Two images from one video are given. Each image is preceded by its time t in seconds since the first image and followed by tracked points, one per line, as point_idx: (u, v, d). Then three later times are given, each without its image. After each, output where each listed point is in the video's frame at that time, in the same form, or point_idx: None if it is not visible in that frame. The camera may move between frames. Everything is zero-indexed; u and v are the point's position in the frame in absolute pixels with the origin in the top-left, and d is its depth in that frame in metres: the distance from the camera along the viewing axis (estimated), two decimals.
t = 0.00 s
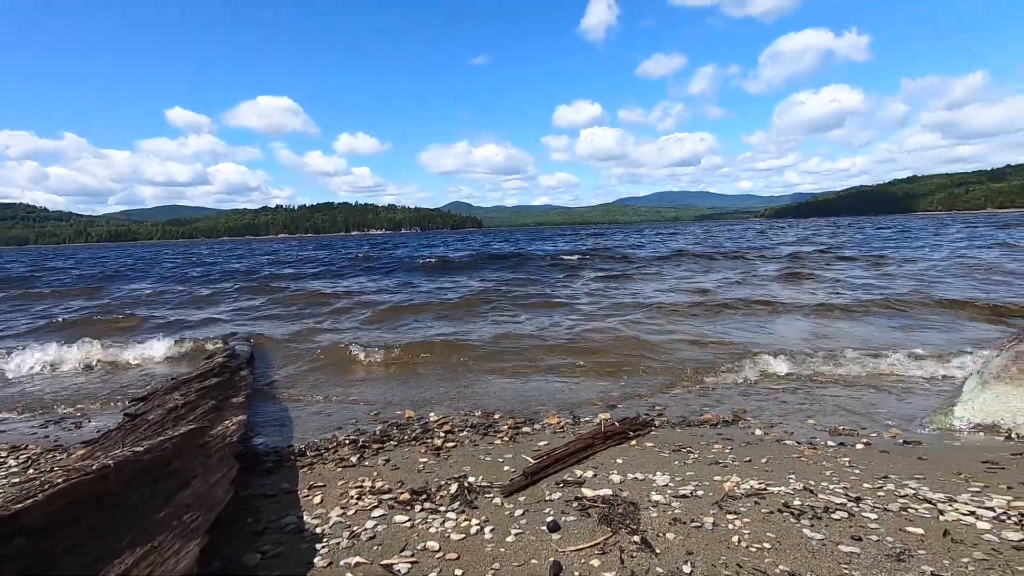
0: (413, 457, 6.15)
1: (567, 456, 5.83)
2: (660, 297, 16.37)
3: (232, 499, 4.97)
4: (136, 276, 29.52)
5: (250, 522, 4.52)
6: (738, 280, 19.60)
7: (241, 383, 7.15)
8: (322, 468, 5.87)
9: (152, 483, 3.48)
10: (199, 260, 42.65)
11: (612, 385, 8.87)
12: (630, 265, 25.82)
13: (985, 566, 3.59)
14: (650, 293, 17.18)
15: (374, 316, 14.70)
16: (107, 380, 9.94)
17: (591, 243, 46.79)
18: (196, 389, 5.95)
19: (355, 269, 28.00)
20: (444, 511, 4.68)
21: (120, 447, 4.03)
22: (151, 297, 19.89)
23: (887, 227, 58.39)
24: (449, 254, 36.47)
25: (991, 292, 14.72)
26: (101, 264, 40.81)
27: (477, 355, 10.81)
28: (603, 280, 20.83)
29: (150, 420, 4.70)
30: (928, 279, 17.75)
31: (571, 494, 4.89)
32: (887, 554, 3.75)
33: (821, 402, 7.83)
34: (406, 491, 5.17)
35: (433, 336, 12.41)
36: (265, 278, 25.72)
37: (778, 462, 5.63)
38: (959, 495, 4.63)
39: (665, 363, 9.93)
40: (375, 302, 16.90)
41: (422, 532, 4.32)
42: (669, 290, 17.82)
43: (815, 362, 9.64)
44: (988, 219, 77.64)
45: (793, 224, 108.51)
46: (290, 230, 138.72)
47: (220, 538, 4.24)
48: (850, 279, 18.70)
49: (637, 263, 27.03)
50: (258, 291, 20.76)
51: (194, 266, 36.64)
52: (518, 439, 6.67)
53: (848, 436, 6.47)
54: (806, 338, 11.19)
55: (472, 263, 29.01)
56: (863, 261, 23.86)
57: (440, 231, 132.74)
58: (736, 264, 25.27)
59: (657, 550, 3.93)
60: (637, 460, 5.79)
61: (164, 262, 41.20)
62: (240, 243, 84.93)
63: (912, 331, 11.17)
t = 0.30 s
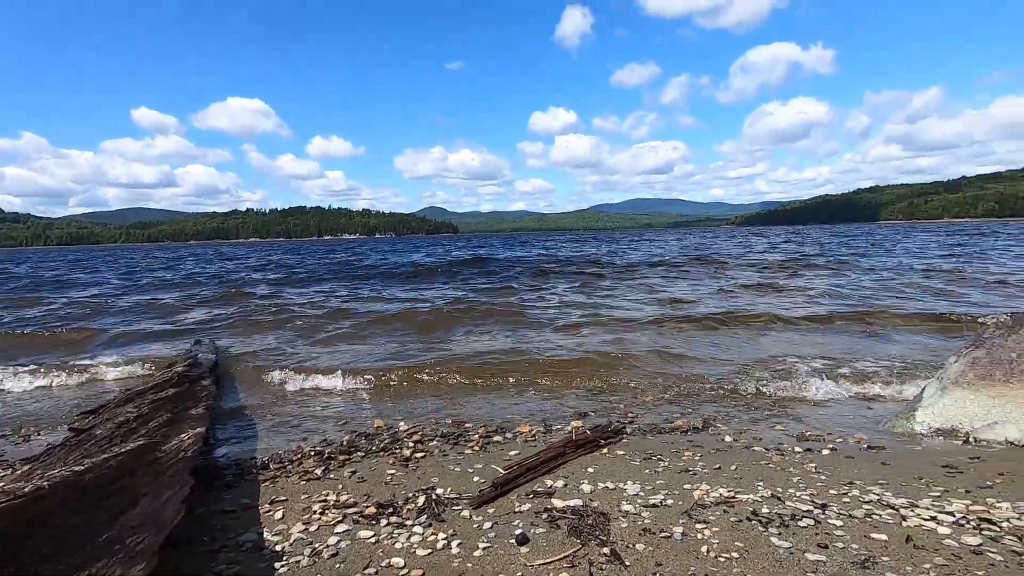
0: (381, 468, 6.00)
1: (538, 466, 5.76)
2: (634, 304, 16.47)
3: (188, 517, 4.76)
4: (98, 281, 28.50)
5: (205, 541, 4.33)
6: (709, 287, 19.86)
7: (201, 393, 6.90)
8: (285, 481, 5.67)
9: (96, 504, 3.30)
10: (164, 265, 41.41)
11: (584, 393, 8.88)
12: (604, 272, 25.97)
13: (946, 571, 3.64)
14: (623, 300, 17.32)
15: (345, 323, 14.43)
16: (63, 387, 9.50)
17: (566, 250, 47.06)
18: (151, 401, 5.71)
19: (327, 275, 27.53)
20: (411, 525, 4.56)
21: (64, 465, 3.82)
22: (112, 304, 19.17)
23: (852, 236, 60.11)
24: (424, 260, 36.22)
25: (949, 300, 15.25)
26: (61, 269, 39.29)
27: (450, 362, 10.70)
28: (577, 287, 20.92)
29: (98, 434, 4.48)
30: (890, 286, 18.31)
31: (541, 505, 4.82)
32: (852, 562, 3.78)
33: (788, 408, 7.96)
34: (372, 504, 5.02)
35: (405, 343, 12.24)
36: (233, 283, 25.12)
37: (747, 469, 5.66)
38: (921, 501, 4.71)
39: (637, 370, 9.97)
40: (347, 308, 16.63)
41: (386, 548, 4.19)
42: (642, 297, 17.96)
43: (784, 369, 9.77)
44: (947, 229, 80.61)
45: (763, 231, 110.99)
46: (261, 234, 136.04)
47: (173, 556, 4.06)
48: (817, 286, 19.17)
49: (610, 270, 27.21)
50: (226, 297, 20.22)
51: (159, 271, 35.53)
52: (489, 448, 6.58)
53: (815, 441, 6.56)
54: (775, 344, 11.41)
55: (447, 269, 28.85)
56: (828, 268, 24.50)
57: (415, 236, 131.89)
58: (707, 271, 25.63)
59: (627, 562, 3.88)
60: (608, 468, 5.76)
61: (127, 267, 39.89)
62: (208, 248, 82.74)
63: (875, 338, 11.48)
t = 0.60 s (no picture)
0: (344, 478, 5.85)
1: (505, 473, 5.69)
2: (605, 310, 16.58)
3: (137, 534, 4.54)
4: (52, 286, 27.28)
5: (154, 559, 4.14)
6: (679, 292, 20.15)
7: (156, 403, 6.63)
8: (243, 494, 5.46)
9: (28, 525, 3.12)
10: (124, 269, 39.93)
11: (554, 399, 8.85)
12: (576, 278, 26.11)
13: (903, 571, 3.71)
14: (594, 306, 17.44)
15: (312, 330, 14.12)
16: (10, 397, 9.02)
17: (538, 255, 47.15)
18: (99, 413, 5.44)
19: (295, 280, 26.94)
20: (373, 538, 4.43)
21: None
22: (66, 311, 18.39)
23: (817, 242, 61.93)
24: (395, 266, 35.87)
25: (906, 305, 15.79)
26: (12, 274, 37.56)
27: (419, 370, 10.56)
28: (549, 293, 20.98)
29: (37, 450, 4.25)
30: (851, 293, 18.87)
31: (507, 514, 4.74)
32: (813, 565, 3.82)
33: (753, 411, 8.07)
34: (333, 516, 4.87)
35: (374, 350, 12.05)
36: (197, 289, 24.38)
37: (713, 473, 5.69)
38: (879, 502, 4.80)
39: (606, 375, 10.01)
40: (315, 314, 16.31)
41: (346, 562, 4.06)
42: (613, 302, 18.08)
43: (750, 373, 9.94)
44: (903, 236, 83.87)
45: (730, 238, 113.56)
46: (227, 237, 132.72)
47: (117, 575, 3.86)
48: (782, 292, 19.64)
49: (582, 275, 27.35)
50: (188, 303, 19.60)
51: (118, 275, 34.26)
52: (456, 456, 6.48)
53: (779, 444, 6.66)
54: (741, 349, 11.60)
55: (418, 274, 28.60)
56: (793, 274, 25.14)
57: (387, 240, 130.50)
58: (677, 276, 26.00)
59: (593, 570, 3.84)
60: (576, 475, 5.72)
61: (84, 272, 38.32)
62: (171, 252, 80.17)
63: (837, 342, 11.79)
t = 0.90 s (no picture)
0: (305, 487, 5.67)
1: (471, 479, 5.61)
2: (575, 314, 16.64)
3: (80, 548, 4.32)
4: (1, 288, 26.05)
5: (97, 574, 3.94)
6: (648, 297, 20.38)
7: (106, 411, 6.36)
8: (197, 505, 5.25)
9: None
10: (80, 271, 38.38)
11: (524, 401, 8.85)
12: (548, 282, 26.19)
13: (860, 570, 3.76)
14: (565, 310, 17.53)
15: (277, 335, 13.79)
16: None
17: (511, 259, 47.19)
18: (40, 423, 5.18)
19: (261, 283, 26.32)
20: (332, 548, 4.29)
21: None
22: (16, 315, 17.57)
23: (781, 248, 63.61)
24: (367, 269, 35.43)
25: (866, 310, 16.29)
26: None
27: (390, 374, 10.45)
28: (521, 297, 21.00)
29: None
30: (814, 297, 19.39)
31: (472, 521, 4.66)
32: (774, 566, 3.84)
33: (719, 413, 8.20)
34: (291, 526, 4.72)
35: (342, 355, 11.83)
36: (157, 292, 23.58)
37: (679, 476, 5.71)
38: (838, 502, 4.88)
39: (576, 379, 10.03)
40: (282, 319, 16.01)
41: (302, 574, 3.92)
42: (584, 306, 18.19)
43: (716, 376, 10.09)
44: (863, 242, 86.75)
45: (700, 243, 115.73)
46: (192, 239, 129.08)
47: None
48: (748, 296, 20.08)
49: (554, 279, 27.46)
50: (148, 306, 18.95)
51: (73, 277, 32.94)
52: (422, 462, 6.36)
53: (743, 446, 6.74)
54: (707, 353, 11.81)
55: (389, 278, 28.32)
56: (759, 279, 25.73)
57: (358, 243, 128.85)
58: (647, 280, 26.33)
59: None
60: (542, 479, 5.68)
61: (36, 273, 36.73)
62: (132, 253, 77.62)
63: (802, 345, 12.08)
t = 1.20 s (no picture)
0: (264, 498, 5.46)
1: (437, 488, 5.49)
2: (546, 318, 16.64)
3: (16, 569, 4.07)
4: None
5: None
6: (618, 300, 20.53)
7: (50, 424, 6.03)
8: (148, 520, 5.00)
9: None
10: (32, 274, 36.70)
11: (492, 407, 8.79)
12: (519, 286, 26.16)
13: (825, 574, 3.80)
14: (537, 314, 17.55)
15: (240, 340, 13.40)
16: None
17: (483, 262, 47.08)
18: None
19: (225, 287, 25.58)
20: (290, 563, 4.12)
21: None
22: None
23: (747, 253, 65.02)
24: (338, 273, 34.92)
25: (828, 314, 16.76)
26: None
27: (356, 381, 10.28)
28: (494, 301, 20.96)
29: None
30: (779, 301, 19.88)
31: (438, 532, 4.55)
32: (739, 572, 3.85)
33: (685, 416, 8.28)
34: (248, 541, 4.52)
35: (307, 360, 11.55)
36: (114, 297, 22.71)
37: (648, 480, 5.70)
38: (802, 504, 4.95)
39: (544, 384, 10.00)
40: (248, 324, 15.64)
41: None
42: (554, 310, 18.20)
43: (682, 379, 10.21)
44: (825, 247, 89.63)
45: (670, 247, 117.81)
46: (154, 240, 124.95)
47: None
48: (717, 300, 20.47)
49: (525, 283, 27.46)
50: (104, 312, 18.20)
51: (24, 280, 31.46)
52: (388, 471, 6.21)
53: (710, 449, 6.80)
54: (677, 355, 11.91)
55: (361, 282, 27.98)
56: (727, 284, 26.25)
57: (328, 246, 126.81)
58: (617, 284, 26.56)
59: None
60: (510, 487, 5.60)
61: None
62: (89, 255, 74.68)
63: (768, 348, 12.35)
